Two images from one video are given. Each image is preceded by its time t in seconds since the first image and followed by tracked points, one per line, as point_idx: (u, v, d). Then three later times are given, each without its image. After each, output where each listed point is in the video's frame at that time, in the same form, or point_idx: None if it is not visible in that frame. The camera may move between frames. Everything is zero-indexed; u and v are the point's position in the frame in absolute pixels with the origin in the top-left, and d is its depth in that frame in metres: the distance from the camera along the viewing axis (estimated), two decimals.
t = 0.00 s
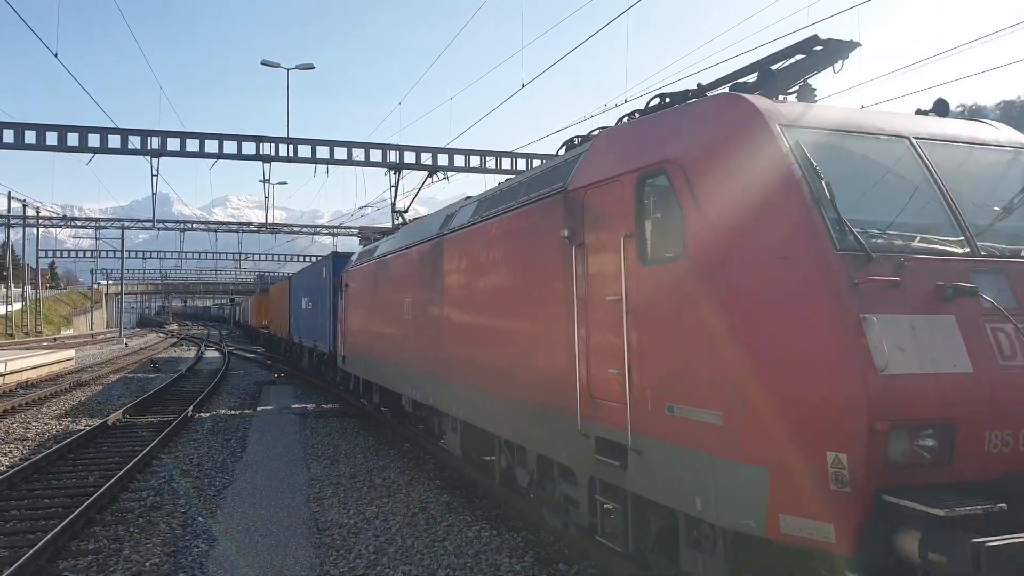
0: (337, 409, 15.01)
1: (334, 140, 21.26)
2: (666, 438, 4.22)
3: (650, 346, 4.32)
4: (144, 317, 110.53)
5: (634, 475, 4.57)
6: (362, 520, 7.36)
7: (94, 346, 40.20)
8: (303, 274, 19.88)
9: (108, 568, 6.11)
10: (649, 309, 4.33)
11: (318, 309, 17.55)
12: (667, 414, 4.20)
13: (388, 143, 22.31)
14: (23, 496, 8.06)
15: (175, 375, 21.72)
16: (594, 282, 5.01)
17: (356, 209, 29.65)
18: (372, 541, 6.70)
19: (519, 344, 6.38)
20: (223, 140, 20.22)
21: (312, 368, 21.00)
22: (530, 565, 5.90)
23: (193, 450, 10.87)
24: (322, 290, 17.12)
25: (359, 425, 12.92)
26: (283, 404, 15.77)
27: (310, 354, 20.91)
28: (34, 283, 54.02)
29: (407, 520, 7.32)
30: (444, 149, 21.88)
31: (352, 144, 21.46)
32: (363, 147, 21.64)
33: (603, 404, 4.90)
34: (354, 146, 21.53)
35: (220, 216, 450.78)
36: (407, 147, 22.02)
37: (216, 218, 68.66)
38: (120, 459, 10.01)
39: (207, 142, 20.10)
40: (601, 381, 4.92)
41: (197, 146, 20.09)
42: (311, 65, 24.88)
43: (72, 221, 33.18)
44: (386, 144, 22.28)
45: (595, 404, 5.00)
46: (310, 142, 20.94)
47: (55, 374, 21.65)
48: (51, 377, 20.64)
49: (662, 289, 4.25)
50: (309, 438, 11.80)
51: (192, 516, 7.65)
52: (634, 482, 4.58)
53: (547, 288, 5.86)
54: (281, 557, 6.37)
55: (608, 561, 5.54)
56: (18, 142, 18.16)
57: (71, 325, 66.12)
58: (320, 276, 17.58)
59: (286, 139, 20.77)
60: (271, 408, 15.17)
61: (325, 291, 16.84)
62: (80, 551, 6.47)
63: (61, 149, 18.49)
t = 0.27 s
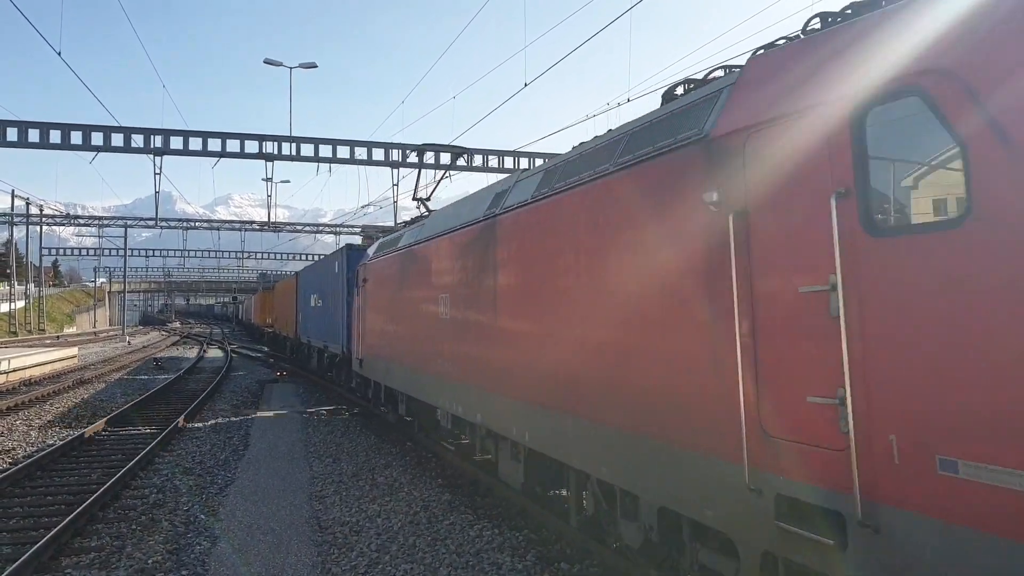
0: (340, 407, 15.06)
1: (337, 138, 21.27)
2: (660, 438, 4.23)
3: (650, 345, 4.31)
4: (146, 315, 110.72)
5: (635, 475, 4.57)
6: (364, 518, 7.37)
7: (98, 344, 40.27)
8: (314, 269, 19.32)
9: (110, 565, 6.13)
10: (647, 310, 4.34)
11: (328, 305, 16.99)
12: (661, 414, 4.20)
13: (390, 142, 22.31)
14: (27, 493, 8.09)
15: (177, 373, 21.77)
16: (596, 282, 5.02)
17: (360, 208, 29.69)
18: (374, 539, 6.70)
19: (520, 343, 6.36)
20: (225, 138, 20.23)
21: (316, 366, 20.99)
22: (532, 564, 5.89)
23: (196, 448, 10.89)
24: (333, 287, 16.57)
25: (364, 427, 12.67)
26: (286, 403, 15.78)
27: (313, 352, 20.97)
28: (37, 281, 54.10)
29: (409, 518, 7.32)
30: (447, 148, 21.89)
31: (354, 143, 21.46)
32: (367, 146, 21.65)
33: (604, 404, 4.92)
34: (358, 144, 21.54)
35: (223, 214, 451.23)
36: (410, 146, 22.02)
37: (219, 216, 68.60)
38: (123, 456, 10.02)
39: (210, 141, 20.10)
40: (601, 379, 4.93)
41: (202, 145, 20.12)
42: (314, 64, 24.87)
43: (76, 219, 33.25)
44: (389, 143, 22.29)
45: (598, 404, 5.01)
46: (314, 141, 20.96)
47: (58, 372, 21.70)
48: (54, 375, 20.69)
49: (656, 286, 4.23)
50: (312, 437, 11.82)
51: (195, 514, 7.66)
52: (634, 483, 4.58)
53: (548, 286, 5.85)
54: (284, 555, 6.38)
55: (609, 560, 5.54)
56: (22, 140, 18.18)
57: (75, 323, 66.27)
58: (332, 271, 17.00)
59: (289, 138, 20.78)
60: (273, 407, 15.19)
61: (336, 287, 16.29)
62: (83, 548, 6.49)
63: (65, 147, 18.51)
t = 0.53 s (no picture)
0: (341, 406, 15.06)
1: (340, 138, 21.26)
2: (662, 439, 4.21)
3: (652, 345, 4.28)
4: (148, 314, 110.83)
5: (637, 475, 4.55)
6: (366, 517, 7.35)
7: (99, 343, 40.27)
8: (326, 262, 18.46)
9: (111, 565, 6.11)
10: (649, 311, 4.31)
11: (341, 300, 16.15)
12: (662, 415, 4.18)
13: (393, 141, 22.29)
14: (29, 493, 8.08)
15: (179, 372, 21.79)
16: (598, 283, 5.00)
17: (362, 207, 29.69)
18: (376, 539, 6.68)
19: (522, 342, 6.34)
20: (228, 137, 20.22)
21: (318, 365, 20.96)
22: (534, 564, 5.87)
23: (197, 448, 10.88)
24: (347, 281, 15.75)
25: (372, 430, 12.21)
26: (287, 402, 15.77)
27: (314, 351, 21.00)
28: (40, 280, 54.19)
29: (410, 518, 7.30)
30: (449, 147, 21.87)
31: (356, 142, 21.44)
32: (369, 145, 21.63)
33: (606, 405, 4.91)
34: (360, 143, 21.52)
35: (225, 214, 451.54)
36: (412, 145, 22.00)
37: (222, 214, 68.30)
38: (124, 455, 10.02)
39: (212, 139, 20.09)
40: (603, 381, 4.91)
41: (204, 144, 20.11)
42: (316, 62, 24.84)
43: (77, 218, 33.24)
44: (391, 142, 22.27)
45: (599, 404, 4.99)
46: (316, 140, 20.94)
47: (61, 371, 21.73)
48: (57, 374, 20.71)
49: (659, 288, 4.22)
50: (314, 436, 11.81)
51: (196, 513, 7.64)
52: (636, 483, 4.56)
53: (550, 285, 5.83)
54: (285, 554, 6.36)
55: (612, 560, 5.51)
56: (24, 139, 18.19)
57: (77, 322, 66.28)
58: (346, 264, 16.14)
59: (292, 137, 20.76)
60: (275, 405, 15.20)
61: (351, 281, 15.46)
62: (84, 547, 6.47)
63: (67, 146, 18.51)
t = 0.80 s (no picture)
0: (343, 404, 15.10)
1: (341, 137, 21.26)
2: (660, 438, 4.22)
3: (653, 344, 4.28)
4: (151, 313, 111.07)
5: (637, 474, 4.56)
6: (367, 516, 7.35)
7: (101, 341, 40.32)
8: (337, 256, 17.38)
9: (113, 563, 6.13)
10: (649, 309, 4.33)
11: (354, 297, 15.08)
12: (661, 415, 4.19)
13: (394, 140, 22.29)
14: (31, 491, 8.09)
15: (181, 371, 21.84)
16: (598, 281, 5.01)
17: (364, 206, 29.72)
18: (378, 537, 6.69)
19: (522, 340, 6.34)
20: (229, 136, 20.24)
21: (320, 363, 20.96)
22: (535, 562, 5.87)
23: (199, 446, 10.89)
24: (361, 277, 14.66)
25: (377, 431, 11.94)
26: (289, 401, 15.79)
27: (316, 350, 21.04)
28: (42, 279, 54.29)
29: (412, 516, 7.31)
30: (451, 146, 21.86)
31: (358, 141, 21.44)
32: (370, 144, 21.63)
33: (605, 403, 4.92)
34: (361, 142, 21.53)
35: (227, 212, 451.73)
36: (413, 144, 22.00)
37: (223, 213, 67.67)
38: (126, 454, 10.03)
39: (214, 138, 20.11)
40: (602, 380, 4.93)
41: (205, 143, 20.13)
42: (318, 61, 24.84)
43: (79, 216, 33.29)
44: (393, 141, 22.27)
45: (599, 402, 5.00)
46: (317, 139, 20.95)
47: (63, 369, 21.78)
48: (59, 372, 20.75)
49: (659, 287, 4.23)
50: (315, 434, 11.83)
51: (198, 511, 7.65)
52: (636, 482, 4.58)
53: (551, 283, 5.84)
54: (287, 553, 6.36)
55: (613, 559, 5.51)
56: (26, 138, 18.21)
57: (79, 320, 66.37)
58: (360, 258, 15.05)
59: (293, 136, 20.77)
60: (276, 404, 15.22)
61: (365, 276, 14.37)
62: (86, 545, 6.49)
63: (69, 145, 18.53)
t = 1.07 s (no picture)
0: (344, 403, 15.10)
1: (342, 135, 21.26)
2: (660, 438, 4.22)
3: (653, 344, 4.28)
4: (152, 311, 111.14)
5: (637, 473, 4.56)
6: (368, 514, 7.35)
7: (103, 339, 40.36)
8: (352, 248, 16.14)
9: (114, 561, 6.13)
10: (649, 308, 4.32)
11: (373, 293, 13.92)
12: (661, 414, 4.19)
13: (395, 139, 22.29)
14: (32, 489, 8.10)
15: (183, 369, 21.86)
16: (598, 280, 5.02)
17: (365, 205, 29.74)
18: (378, 536, 6.68)
19: (524, 338, 6.35)
20: (230, 134, 20.23)
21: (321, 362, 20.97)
22: (535, 561, 5.86)
23: (199, 444, 10.89)
24: (380, 272, 13.52)
25: (378, 429, 11.95)
26: (290, 398, 15.83)
27: (317, 348, 21.07)
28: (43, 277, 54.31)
29: (413, 514, 7.31)
30: (452, 144, 21.88)
31: (359, 139, 21.44)
32: (371, 142, 21.62)
33: (604, 402, 4.92)
34: (363, 141, 21.52)
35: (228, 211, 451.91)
36: (415, 143, 22.00)
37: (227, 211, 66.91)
38: (127, 452, 10.04)
39: (215, 136, 20.11)
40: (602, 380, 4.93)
41: (207, 141, 20.13)
42: (319, 60, 24.85)
43: (80, 214, 33.31)
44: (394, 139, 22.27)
45: (600, 401, 4.99)
46: (319, 137, 20.94)
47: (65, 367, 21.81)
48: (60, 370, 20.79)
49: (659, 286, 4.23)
50: (317, 432, 11.82)
51: (199, 510, 7.65)
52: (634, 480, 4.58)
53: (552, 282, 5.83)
54: (288, 551, 6.37)
55: (614, 558, 5.51)
56: (27, 135, 18.21)
57: (80, 318, 66.43)
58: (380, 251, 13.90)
59: (294, 134, 20.77)
60: (277, 402, 15.23)
61: (386, 271, 13.19)
62: (87, 543, 6.49)
63: (69, 143, 18.52)
